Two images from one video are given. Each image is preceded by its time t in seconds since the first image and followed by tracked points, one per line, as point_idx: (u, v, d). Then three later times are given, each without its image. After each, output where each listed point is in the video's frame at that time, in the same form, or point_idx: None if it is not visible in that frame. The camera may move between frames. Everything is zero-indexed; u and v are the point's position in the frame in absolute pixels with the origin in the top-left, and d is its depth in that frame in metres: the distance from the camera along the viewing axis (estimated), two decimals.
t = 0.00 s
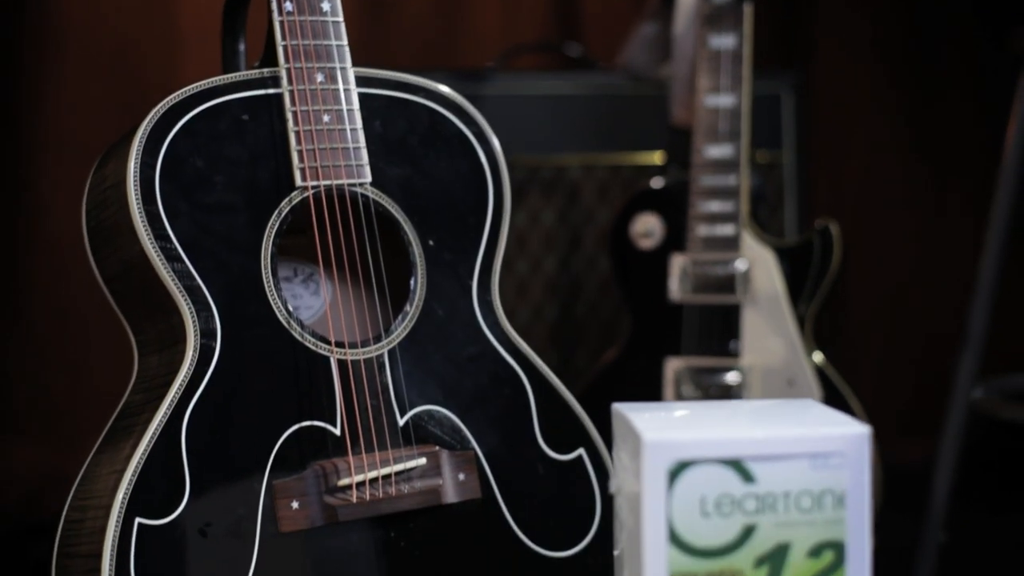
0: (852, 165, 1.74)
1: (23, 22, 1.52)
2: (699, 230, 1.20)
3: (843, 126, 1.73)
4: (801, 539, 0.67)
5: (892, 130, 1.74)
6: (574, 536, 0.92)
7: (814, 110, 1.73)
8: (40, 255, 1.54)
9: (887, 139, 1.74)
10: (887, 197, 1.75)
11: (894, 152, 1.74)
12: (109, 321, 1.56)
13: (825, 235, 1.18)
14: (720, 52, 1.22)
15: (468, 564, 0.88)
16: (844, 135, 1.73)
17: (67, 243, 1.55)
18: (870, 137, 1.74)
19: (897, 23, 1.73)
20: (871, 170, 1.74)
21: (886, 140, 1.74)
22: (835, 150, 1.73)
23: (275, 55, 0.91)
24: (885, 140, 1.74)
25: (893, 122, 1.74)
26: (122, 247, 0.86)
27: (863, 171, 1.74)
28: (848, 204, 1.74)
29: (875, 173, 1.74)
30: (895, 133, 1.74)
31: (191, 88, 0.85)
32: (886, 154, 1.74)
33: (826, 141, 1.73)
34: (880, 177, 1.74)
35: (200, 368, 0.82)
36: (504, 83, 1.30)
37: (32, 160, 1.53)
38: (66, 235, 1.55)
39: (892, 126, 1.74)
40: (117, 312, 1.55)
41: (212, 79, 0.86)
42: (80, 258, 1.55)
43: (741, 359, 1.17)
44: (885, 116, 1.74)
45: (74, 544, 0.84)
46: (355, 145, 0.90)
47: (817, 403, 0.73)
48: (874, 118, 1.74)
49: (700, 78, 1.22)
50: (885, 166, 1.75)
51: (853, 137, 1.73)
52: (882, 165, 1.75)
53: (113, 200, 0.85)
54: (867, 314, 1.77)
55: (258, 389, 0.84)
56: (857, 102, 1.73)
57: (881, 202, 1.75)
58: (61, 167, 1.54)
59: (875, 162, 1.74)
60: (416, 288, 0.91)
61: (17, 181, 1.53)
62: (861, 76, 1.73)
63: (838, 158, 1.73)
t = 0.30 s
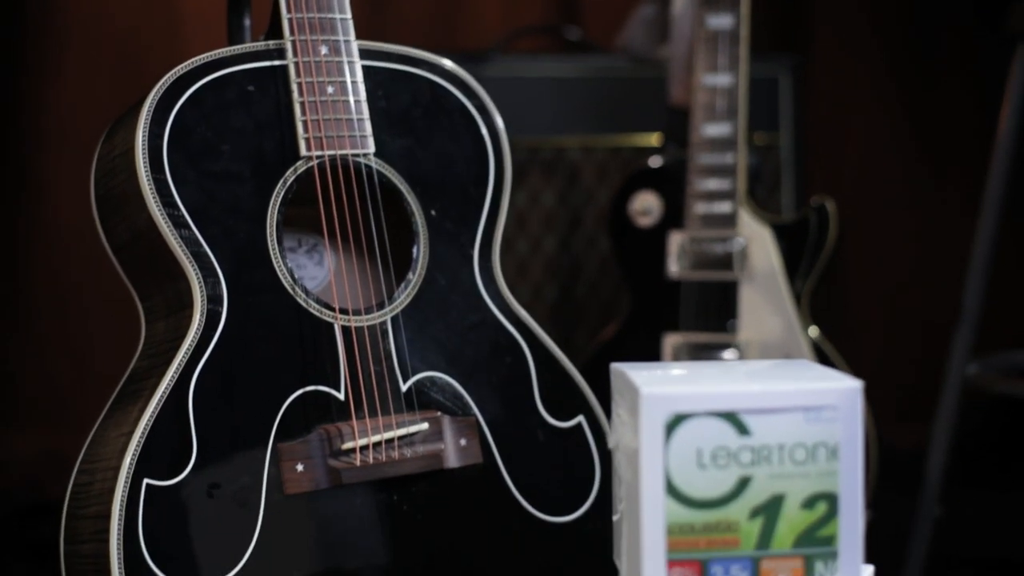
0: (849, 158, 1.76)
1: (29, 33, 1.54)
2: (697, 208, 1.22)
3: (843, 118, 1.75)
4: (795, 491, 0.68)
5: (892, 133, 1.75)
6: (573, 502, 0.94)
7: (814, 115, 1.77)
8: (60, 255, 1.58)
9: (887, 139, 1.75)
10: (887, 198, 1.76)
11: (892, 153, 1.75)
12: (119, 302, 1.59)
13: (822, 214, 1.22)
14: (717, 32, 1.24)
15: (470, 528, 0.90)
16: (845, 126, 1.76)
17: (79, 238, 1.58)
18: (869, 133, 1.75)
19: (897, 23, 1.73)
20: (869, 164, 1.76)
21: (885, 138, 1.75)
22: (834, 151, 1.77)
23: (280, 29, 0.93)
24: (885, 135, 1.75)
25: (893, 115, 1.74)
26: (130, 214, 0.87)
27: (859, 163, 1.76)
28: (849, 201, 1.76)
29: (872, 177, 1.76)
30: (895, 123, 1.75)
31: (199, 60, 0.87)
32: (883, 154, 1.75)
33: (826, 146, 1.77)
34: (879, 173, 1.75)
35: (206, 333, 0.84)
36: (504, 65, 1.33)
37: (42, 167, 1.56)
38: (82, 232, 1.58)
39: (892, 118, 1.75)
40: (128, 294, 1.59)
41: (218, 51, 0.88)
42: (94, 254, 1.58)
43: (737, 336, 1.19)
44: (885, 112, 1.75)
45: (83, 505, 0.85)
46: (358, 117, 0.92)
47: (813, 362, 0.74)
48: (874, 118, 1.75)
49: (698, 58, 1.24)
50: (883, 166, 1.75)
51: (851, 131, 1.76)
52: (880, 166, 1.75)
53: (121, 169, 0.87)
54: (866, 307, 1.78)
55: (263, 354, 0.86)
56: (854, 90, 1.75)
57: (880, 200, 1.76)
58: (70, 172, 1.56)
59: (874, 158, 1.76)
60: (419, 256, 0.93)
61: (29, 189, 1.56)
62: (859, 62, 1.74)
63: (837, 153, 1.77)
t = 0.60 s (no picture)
0: (849, 154, 1.79)
1: (26, 45, 1.54)
2: (697, 188, 1.24)
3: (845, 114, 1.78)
4: (794, 448, 0.70)
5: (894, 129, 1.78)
6: (575, 472, 0.96)
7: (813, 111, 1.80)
8: (74, 255, 1.59)
9: (888, 134, 1.78)
10: (886, 197, 1.79)
11: (892, 153, 1.78)
12: (129, 289, 1.61)
13: (821, 195, 1.25)
14: (718, 16, 1.25)
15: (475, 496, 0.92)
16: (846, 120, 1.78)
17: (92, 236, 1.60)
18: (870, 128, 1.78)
19: (897, 22, 1.76)
20: (869, 160, 1.79)
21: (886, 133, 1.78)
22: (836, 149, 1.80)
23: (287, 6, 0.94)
24: (886, 131, 1.78)
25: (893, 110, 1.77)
26: (140, 186, 0.89)
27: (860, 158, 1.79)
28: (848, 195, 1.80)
29: (873, 173, 1.79)
30: (895, 114, 1.78)
31: (207, 36, 0.88)
32: (885, 154, 1.79)
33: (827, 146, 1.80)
34: (880, 168, 1.79)
35: (216, 302, 0.86)
36: (505, 51, 1.36)
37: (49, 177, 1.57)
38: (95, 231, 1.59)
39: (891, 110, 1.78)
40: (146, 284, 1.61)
41: (227, 27, 0.89)
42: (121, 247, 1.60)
43: (737, 315, 1.21)
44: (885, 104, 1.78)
45: (96, 472, 0.87)
46: (365, 93, 0.93)
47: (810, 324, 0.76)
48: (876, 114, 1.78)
49: (698, 41, 1.25)
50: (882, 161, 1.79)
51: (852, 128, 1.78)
52: (881, 163, 1.79)
53: (131, 142, 0.89)
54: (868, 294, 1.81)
55: (272, 323, 0.87)
56: (853, 82, 1.77)
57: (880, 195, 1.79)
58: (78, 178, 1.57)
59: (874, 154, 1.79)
60: (424, 230, 0.94)
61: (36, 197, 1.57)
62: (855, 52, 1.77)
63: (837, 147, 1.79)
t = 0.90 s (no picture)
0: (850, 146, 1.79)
1: (31, 50, 1.66)
2: (698, 171, 1.25)
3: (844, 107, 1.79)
4: (792, 412, 0.71)
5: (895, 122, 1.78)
6: (577, 447, 0.97)
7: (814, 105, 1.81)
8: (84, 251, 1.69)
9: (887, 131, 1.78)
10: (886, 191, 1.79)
11: (892, 154, 1.78)
12: (129, 289, 1.69)
13: (820, 177, 1.25)
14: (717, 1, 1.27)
15: (479, 468, 0.93)
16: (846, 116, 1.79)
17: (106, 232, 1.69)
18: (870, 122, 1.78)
19: (897, 17, 1.76)
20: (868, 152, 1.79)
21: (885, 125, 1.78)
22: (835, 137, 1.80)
23: None
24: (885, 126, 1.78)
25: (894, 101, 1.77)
26: (150, 162, 0.91)
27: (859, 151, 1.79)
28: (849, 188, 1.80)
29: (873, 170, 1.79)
30: (895, 108, 1.77)
31: (216, 16, 0.90)
32: (885, 154, 1.78)
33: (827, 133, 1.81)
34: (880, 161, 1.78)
35: (224, 277, 0.87)
36: (507, 38, 1.38)
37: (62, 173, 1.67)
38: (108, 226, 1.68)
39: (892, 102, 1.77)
40: (147, 286, 1.69)
41: (234, 8, 0.91)
42: (133, 235, 1.68)
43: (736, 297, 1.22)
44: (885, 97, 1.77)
45: (107, 444, 0.89)
46: (371, 72, 0.95)
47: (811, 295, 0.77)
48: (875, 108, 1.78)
49: (699, 25, 1.27)
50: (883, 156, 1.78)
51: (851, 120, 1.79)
52: (881, 162, 1.78)
53: (142, 119, 0.90)
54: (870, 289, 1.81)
55: (279, 297, 0.89)
56: (854, 76, 1.78)
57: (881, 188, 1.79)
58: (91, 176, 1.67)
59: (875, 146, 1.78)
60: (429, 207, 0.96)
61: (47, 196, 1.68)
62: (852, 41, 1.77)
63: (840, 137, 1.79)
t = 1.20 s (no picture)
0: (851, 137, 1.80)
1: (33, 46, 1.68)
2: (698, 154, 1.27)
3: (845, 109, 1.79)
4: (790, 378, 0.73)
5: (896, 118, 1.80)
6: (579, 421, 0.99)
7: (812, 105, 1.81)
8: (88, 241, 1.72)
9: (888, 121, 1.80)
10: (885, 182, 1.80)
11: (892, 153, 1.80)
12: (137, 276, 1.73)
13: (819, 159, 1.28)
14: None
15: (482, 442, 0.95)
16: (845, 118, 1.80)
17: (112, 223, 1.72)
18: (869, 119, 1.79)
19: (897, 17, 1.78)
20: (867, 150, 1.80)
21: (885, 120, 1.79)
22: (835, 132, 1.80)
23: None
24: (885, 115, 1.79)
25: (894, 95, 1.79)
26: (158, 139, 0.92)
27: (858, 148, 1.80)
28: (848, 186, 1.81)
29: (872, 169, 1.80)
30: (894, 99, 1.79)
31: None
32: (885, 154, 1.80)
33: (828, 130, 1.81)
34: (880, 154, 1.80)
35: (231, 251, 0.89)
36: (511, 22, 1.40)
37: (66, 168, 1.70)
38: (113, 217, 1.72)
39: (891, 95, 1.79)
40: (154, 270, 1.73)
41: None
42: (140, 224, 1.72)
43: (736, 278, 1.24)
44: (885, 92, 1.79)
45: (113, 418, 0.90)
46: (375, 50, 0.97)
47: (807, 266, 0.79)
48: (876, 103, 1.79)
49: (699, 9, 1.29)
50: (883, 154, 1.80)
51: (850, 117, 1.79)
52: (881, 161, 1.80)
53: (149, 96, 0.92)
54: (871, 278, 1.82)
55: (285, 271, 0.90)
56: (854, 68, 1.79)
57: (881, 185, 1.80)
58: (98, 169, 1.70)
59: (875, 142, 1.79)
60: (432, 182, 0.98)
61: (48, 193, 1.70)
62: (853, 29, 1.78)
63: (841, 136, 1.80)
